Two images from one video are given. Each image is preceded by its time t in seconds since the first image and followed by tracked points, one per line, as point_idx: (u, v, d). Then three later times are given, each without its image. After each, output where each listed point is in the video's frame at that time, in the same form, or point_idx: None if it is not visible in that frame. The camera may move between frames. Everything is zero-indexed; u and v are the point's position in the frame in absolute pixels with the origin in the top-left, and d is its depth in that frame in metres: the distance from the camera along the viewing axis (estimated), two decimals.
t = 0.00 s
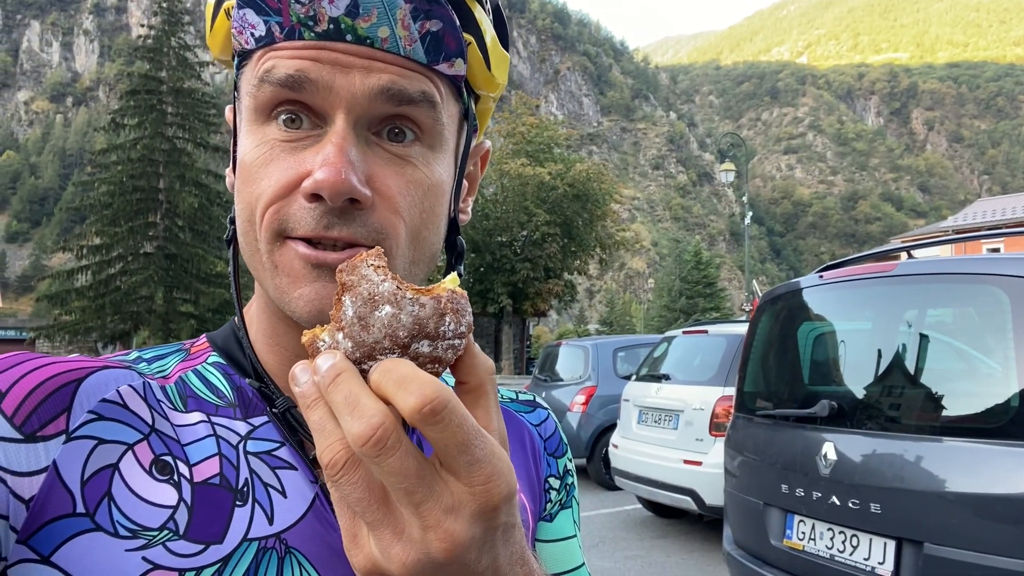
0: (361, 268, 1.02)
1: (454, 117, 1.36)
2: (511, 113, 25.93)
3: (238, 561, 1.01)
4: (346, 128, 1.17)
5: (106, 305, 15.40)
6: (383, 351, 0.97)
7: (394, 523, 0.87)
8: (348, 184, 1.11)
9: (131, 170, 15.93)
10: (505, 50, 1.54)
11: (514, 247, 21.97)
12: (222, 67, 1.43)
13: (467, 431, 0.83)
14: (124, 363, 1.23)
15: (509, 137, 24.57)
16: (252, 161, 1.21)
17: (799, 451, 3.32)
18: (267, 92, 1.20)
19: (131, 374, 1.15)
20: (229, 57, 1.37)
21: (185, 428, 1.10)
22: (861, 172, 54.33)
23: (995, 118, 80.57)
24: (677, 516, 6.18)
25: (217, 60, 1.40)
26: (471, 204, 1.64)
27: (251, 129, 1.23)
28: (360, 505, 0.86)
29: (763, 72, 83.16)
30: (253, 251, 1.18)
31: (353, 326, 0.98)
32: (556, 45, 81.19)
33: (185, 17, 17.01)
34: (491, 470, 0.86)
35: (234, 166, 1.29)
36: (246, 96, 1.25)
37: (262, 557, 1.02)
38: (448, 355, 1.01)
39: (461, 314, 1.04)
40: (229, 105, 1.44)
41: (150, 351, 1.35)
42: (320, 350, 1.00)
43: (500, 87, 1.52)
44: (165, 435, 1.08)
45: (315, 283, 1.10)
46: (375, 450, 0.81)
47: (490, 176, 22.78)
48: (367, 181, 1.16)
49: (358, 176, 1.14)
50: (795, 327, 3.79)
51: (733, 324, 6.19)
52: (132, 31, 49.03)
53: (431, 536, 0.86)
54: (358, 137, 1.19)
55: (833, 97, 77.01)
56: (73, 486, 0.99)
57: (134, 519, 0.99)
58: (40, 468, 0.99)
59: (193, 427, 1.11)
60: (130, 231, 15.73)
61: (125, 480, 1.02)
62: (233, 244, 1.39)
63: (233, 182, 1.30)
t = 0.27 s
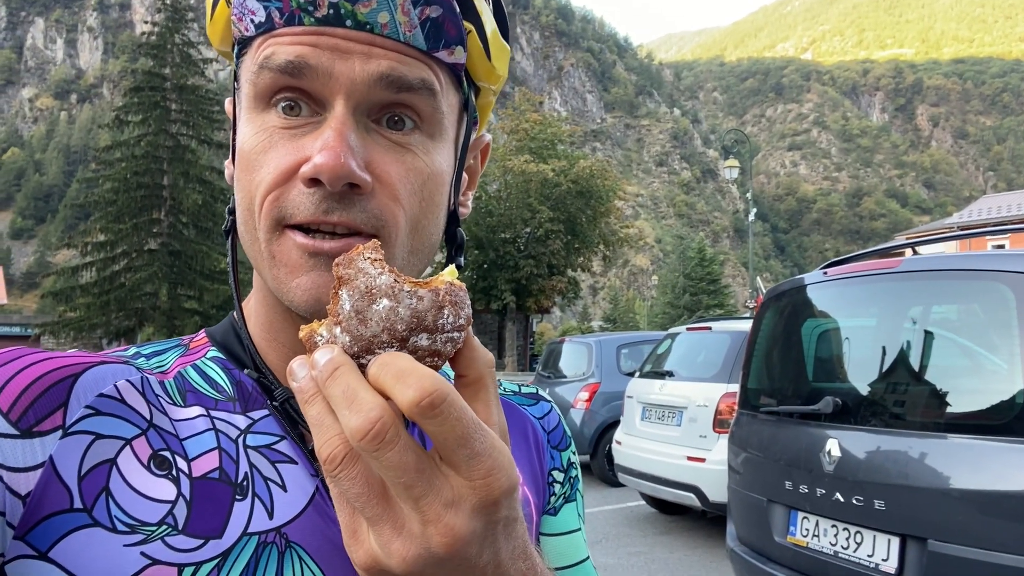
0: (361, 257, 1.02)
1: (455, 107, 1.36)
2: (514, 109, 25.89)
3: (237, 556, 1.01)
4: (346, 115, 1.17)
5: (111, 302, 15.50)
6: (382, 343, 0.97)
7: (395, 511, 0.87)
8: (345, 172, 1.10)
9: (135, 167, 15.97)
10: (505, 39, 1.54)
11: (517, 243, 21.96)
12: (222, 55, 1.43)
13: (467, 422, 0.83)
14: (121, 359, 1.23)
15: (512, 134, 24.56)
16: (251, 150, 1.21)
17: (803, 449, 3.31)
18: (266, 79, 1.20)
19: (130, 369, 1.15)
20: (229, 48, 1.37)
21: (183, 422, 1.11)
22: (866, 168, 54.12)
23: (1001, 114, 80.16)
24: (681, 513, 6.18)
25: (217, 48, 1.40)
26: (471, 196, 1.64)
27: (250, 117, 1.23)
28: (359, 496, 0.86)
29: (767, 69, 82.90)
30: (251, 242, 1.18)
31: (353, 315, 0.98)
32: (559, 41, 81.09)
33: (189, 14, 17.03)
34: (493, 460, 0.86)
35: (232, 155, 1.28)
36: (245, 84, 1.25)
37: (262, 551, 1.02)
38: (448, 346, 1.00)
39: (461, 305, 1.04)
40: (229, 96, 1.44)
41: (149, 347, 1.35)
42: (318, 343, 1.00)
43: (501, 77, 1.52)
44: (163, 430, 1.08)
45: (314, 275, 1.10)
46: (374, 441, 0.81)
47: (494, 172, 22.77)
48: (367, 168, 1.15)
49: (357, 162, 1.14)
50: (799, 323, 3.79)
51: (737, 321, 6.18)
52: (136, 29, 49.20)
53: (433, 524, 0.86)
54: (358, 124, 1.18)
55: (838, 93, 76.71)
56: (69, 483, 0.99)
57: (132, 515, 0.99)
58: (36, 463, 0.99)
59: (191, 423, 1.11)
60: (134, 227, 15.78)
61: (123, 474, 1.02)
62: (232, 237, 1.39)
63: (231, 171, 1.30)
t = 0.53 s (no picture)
0: (354, 244, 1.02)
1: (448, 93, 1.35)
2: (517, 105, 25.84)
3: (231, 553, 1.00)
4: (334, 99, 1.17)
5: (115, 297, 15.56)
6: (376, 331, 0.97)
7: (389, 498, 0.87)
8: (336, 157, 1.10)
9: (138, 163, 16.01)
10: (499, 25, 1.54)
11: (520, 239, 21.93)
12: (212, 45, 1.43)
13: (461, 398, 0.82)
14: (115, 353, 1.23)
15: (515, 130, 24.53)
16: (240, 139, 1.20)
17: (805, 446, 3.30)
18: (253, 65, 1.20)
19: (121, 363, 1.15)
20: (217, 34, 1.37)
21: (175, 418, 1.10)
22: (871, 164, 53.92)
23: (1006, 110, 79.77)
24: (684, 509, 6.17)
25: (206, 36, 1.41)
26: (469, 185, 1.64)
27: (237, 105, 1.23)
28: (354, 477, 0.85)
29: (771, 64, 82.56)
30: (242, 232, 1.18)
31: (347, 303, 0.97)
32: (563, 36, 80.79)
33: (192, 9, 17.04)
34: (491, 442, 0.85)
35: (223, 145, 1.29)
36: (235, 72, 1.25)
37: (257, 548, 1.02)
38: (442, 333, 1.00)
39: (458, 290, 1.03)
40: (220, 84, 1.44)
41: (143, 340, 1.35)
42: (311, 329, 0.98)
43: (497, 61, 1.51)
44: (155, 425, 1.08)
45: (309, 262, 1.09)
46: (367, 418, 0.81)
47: (496, 168, 22.74)
48: (357, 154, 1.15)
49: (347, 148, 1.13)
50: (802, 320, 3.77)
51: (740, 318, 6.17)
52: (139, 24, 49.14)
53: (429, 508, 0.85)
54: (347, 110, 1.18)
55: (843, 89, 76.40)
56: (58, 479, 0.98)
57: (123, 512, 0.99)
58: (23, 461, 0.99)
59: (185, 418, 1.11)
60: (138, 223, 15.84)
61: (113, 468, 1.01)
62: (224, 228, 1.39)
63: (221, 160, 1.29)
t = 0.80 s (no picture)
0: (359, 240, 1.03)
1: (446, 93, 1.36)
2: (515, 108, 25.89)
3: (234, 552, 1.01)
4: (332, 102, 1.17)
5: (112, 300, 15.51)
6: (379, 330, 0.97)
7: (393, 498, 0.87)
8: (335, 159, 1.10)
9: (136, 166, 16.02)
10: (497, 25, 1.55)
11: (518, 242, 21.92)
12: (209, 45, 1.44)
13: (466, 390, 0.83)
14: (116, 354, 1.23)
15: (513, 133, 24.58)
16: (238, 140, 1.21)
17: (803, 448, 3.31)
18: (250, 68, 1.21)
19: (122, 363, 1.15)
20: (214, 36, 1.38)
21: (177, 418, 1.11)
22: (868, 167, 54.03)
23: (1002, 114, 80.05)
24: (681, 512, 6.18)
25: (202, 35, 1.41)
26: (467, 184, 1.65)
27: (235, 106, 1.24)
28: (359, 471, 0.86)
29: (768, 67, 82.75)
30: (241, 232, 1.19)
31: (351, 303, 0.97)
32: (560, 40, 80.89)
33: (190, 12, 17.07)
34: (493, 441, 0.86)
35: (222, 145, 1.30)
36: (230, 73, 1.26)
37: (259, 548, 1.02)
38: (445, 328, 1.01)
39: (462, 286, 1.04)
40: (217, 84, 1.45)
41: (144, 340, 1.36)
42: (320, 320, 0.99)
43: (495, 59, 1.52)
44: (157, 425, 1.08)
45: (311, 262, 1.10)
46: (375, 409, 0.81)
47: (494, 171, 22.76)
48: (355, 157, 1.15)
49: (346, 151, 1.14)
50: (800, 323, 3.79)
51: (738, 320, 6.18)
52: (136, 27, 49.15)
53: (432, 504, 0.86)
54: (345, 111, 1.18)
55: (840, 93, 76.65)
56: (60, 478, 0.98)
57: (125, 511, 0.99)
58: (26, 460, 0.98)
59: (187, 418, 1.11)
60: (135, 226, 15.84)
61: (115, 469, 1.01)
62: (222, 228, 1.40)
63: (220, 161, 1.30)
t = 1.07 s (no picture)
0: (373, 233, 1.03)
1: (455, 88, 1.39)
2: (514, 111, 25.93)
3: (237, 540, 1.01)
4: (350, 101, 1.18)
5: (111, 303, 15.45)
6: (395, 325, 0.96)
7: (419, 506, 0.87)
8: (354, 157, 1.12)
9: (136, 169, 16.01)
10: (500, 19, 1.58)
11: (517, 245, 21.89)
12: (210, 39, 1.43)
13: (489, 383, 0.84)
14: (119, 344, 1.25)
15: (512, 136, 24.63)
16: (251, 135, 1.22)
17: (803, 448, 3.32)
18: (264, 64, 1.22)
19: (126, 354, 1.17)
20: (217, 27, 1.38)
21: (181, 406, 1.12)
22: (867, 171, 54.12)
23: (1001, 118, 80.21)
24: (680, 513, 6.18)
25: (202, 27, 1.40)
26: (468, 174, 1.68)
27: (246, 102, 1.24)
28: (377, 467, 0.86)
29: (767, 71, 82.94)
30: (255, 228, 1.20)
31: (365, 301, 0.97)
32: (559, 44, 81.06)
33: (190, 16, 17.12)
34: (517, 447, 0.87)
35: (230, 141, 1.30)
36: (241, 68, 1.26)
37: (263, 534, 1.03)
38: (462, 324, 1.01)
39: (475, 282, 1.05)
40: (220, 78, 1.45)
41: (148, 331, 1.38)
42: (329, 316, 1.00)
43: (496, 52, 1.54)
44: (161, 414, 1.09)
45: (326, 254, 1.11)
46: (397, 406, 0.82)
47: (493, 174, 22.78)
48: (373, 156, 1.17)
49: (364, 148, 1.15)
50: (799, 324, 3.80)
51: (737, 322, 6.19)
52: (136, 31, 49.27)
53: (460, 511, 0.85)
54: (361, 111, 1.20)
55: (838, 97, 76.84)
56: (65, 466, 0.99)
57: (130, 498, 0.99)
58: (31, 449, 1.00)
59: (190, 407, 1.12)
60: (134, 229, 15.86)
61: (119, 457, 1.02)
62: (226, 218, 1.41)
63: (228, 157, 1.30)
